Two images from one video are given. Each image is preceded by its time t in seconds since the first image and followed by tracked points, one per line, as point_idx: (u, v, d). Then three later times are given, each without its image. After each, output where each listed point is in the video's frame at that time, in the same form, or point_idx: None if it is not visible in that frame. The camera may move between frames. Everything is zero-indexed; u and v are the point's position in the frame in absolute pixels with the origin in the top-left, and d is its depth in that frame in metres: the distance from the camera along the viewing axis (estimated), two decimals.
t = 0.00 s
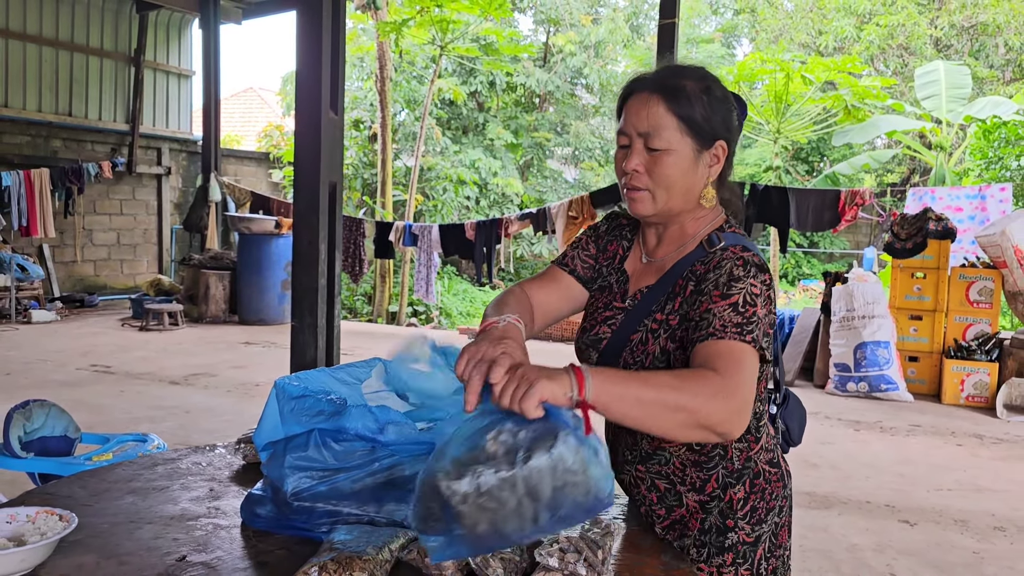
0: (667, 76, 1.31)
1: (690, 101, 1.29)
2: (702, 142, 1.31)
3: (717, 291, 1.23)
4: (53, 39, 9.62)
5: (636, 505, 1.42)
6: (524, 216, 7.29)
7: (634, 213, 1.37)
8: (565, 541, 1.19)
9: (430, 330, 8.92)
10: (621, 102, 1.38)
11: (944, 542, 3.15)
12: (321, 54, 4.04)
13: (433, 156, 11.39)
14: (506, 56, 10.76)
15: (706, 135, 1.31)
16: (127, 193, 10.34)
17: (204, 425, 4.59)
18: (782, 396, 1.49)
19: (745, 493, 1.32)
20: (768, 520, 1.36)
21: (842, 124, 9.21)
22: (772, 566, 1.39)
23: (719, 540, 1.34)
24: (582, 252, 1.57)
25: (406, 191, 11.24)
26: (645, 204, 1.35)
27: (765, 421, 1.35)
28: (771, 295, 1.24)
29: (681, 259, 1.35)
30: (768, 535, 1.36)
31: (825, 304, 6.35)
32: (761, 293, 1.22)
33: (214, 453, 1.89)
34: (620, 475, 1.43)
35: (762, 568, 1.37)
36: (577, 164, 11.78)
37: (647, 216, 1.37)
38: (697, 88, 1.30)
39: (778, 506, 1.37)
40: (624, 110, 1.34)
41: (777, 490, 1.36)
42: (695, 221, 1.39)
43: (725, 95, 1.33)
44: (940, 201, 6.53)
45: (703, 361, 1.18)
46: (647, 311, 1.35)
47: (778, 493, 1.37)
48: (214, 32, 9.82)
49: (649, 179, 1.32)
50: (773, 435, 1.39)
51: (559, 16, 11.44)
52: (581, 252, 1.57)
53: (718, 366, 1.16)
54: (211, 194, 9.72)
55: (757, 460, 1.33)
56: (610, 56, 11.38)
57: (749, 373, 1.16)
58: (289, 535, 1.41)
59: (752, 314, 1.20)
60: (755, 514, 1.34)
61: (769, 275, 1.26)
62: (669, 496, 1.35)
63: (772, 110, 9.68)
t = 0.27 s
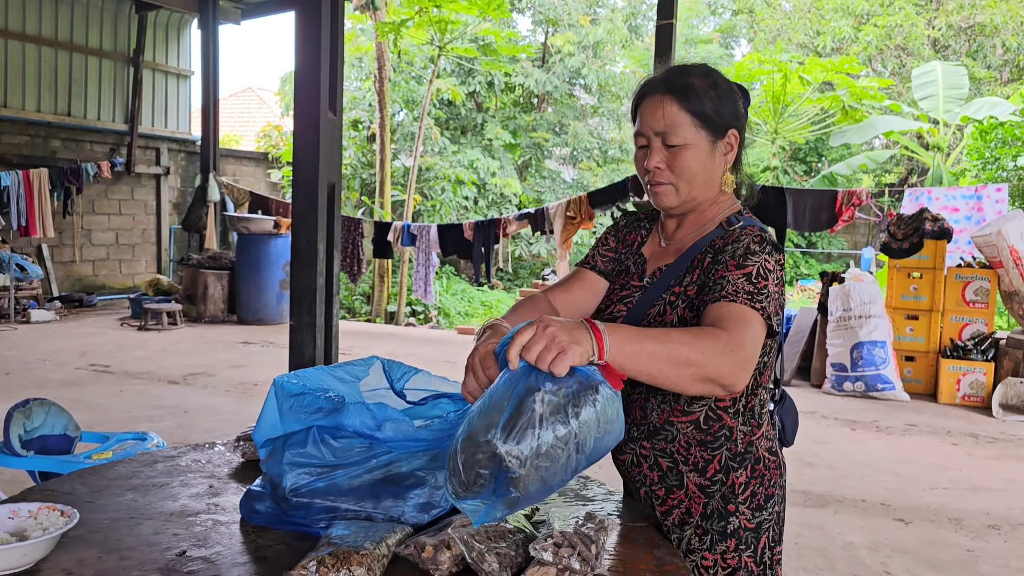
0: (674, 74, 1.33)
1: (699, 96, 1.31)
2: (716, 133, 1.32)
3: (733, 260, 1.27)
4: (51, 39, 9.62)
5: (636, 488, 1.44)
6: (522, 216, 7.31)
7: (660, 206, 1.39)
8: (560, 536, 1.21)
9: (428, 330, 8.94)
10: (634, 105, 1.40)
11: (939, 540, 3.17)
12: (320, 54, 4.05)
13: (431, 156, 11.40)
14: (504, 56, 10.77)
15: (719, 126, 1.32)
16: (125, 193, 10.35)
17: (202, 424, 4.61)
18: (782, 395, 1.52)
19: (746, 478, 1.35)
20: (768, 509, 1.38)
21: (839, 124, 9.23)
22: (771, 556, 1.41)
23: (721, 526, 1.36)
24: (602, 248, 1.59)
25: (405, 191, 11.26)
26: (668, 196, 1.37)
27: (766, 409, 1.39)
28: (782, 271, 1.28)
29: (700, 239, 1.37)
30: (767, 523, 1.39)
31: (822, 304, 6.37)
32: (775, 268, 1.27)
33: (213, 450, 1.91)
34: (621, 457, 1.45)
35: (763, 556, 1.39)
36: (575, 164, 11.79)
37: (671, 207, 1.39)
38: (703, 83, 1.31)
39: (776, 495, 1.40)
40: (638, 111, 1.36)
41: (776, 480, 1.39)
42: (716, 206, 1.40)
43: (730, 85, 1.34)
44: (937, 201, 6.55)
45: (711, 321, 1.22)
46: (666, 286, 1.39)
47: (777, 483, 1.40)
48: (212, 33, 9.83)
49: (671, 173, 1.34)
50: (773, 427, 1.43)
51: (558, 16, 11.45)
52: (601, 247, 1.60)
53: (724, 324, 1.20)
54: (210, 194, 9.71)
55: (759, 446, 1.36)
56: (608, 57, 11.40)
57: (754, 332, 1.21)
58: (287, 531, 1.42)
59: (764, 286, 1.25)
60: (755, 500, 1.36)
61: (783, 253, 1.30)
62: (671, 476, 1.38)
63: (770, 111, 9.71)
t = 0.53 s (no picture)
0: (674, 75, 1.37)
1: (695, 93, 1.34)
2: (711, 130, 1.35)
3: (716, 255, 1.28)
4: (49, 39, 9.61)
5: (636, 476, 1.45)
6: (520, 216, 7.31)
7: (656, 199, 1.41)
8: (554, 532, 1.22)
9: (426, 330, 8.94)
10: (638, 106, 1.44)
11: (933, 538, 3.19)
12: (318, 55, 4.06)
13: (429, 156, 11.40)
14: (502, 57, 10.77)
15: (713, 123, 1.35)
16: (123, 193, 10.35)
17: (200, 424, 4.62)
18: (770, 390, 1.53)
19: (743, 463, 1.36)
20: (764, 495, 1.40)
21: (836, 125, 9.25)
22: (767, 544, 1.42)
23: (719, 513, 1.37)
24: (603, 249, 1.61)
25: (402, 191, 11.27)
26: (665, 188, 1.39)
27: (761, 397, 1.40)
28: (768, 265, 1.30)
29: (694, 231, 1.39)
30: (763, 510, 1.39)
31: (818, 304, 6.38)
32: (759, 264, 1.28)
33: (211, 449, 1.92)
34: (622, 444, 1.46)
35: (759, 544, 1.40)
36: (573, 164, 11.79)
37: (667, 200, 1.41)
38: (701, 84, 1.35)
39: (772, 483, 1.41)
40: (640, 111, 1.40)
41: (771, 467, 1.41)
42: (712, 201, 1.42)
43: (728, 87, 1.38)
44: (933, 202, 6.56)
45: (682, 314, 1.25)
46: (661, 275, 1.40)
47: (771, 471, 1.41)
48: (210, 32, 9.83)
49: (667, 167, 1.37)
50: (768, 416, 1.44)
51: (556, 17, 11.46)
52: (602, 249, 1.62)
53: (695, 319, 1.23)
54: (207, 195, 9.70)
55: (755, 433, 1.37)
56: (606, 57, 11.41)
57: (724, 330, 1.23)
58: (284, 528, 1.42)
59: (745, 280, 1.26)
60: (751, 487, 1.37)
61: (770, 250, 1.31)
62: (668, 463, 1.38)
63: (767, 111, 9.72)
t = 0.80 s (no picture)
0: (675, 76, 1.39)
1: (694, 94, 1.36)
2: (709, 130, 1.37)
3: (700, 245, 1.29)
4: (48, 40, 9.62)
5: (629, 470, 1.46)
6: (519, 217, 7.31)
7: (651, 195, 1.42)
8: (551, 531, 1.23)
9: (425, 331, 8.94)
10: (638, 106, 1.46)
11: (931, 538, 3.20)
12: (317, 56, 4.06)
13: (428, 157, 11.41)
14: (501, 58, 10.78)
15: (711, 123, 1.36)
16: (123, 195, 10.35)
17: (199, 425, 4.62)
18: (761, 387, 1.54)
19: (734, 455, 1.38)
20: (754, 488, 1.42)
21: (835, 126, 9.26)
22: (755, 535, 1.45)
23: (711, 504, 1.38)
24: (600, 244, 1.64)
25: (402, 192, 11.28)
26: (659, 183, 1.40)
27: (752, 391, 1.42)
28: (751, 257, 1.31)
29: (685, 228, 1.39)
30: (753, 502, 1.42)
31: (817, 304, 6.39)
32: (742, 256, 1.29)
33: (210, 449, 1.92)
34: (615, 437, 1.46)
35: (749, 535, 1.42)
36: (572, 165, 11.80)
37: (662, 195, 1.42)
38: (700, 87, 1.37)
39: (762, 477, 1.43)
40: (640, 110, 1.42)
41: (762, 461, 1.43)
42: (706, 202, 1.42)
43: (726, 92, 1.40)
44: (931, 202, 6.58)
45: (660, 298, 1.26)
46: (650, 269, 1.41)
47: (763, 464, 1.43)
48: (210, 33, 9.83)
49: (663, 162, 1.38)
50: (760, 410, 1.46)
51: (555, 18, 11.48)
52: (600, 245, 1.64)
53: (672, 300, 1.24)
54: (206, 196, 9.70)
55: (746, 426, 1.39)
56: (605, 58, 11.42)
57: (695, 317, 1.24)
58: (283, 527, 1.43)
59: (725, 270, 1.27)
60: (742, 478, 1.39)
61: (756, 244, 1.32)
62: (661, 455, 1.39)
63: (766, 112, 9.73)
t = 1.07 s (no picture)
0: (700, 76, 1.41)
1: (719, 96, 1.39)
2: (729, 133, 1.39)
3: (715, 241, 1.30)
4: (51, 42, 9.64)
5: (633, 465, 1.47)
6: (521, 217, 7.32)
7: (666, 190, 1.42)
8: (557, 530, 1.24)
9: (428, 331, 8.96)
10: (658, 103, 1.47)
11: (934, 536, 3.20)
12: (320, 57, 4.07)
13: (431, 157, 11.42)
14: (503, 57, 10.79)
15: (731, 126, 1.39)
16: (126, 196, 10.37)
17: (204, 425, 4.64)
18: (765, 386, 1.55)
19: (738, 453, 1.39)
20: (757, 484, 1.43)
21: (837, 125, 9.25)
22: (757, 533, 1.46)
23: (715, 500, 1.40)
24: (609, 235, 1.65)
25: (404, 192, 11.30)
26: (676, 180, 1.41)
27: (757, 390, 1.43)
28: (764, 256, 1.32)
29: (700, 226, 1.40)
30: (755, 498, 1.43)
31: (819, 303, 6.39)
32: (756, 254, 1.30)
33: (216, 449, 1.93)
34: (620, 432, 1.47)
35: (751, 532, 1.43)
36: (574, 165, 11.81)
37: (675, 192, 1.42)
38: (725, 90, 1.40)
39: (765, 474, 1.45)
40: (662, 105, 1.44)
41: (765, 458, 1.44)
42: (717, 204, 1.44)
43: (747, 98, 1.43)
44: (934, 201, 6.58)
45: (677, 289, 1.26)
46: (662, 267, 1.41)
47: (765, 462, 1.44)
48: (211, 34, 9.84)
49: (681, 159, 1.39)
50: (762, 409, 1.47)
51: (556, 17, 11.49)
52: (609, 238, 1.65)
53: (688, 292, 1.25)
54: (209, 197, 9.71)
55: (750, 424, 1.40)
56: (607, 57, 11.41)
57: (711, 309, 1.25)
58: (289, 526, 1.44)
59: (740, 268, 1.28)
60: (745, 475, 1.40)
61: (768, 243, 1.33)
62: (666, 451, 1.40)
63: (768, 111, 9.73)
